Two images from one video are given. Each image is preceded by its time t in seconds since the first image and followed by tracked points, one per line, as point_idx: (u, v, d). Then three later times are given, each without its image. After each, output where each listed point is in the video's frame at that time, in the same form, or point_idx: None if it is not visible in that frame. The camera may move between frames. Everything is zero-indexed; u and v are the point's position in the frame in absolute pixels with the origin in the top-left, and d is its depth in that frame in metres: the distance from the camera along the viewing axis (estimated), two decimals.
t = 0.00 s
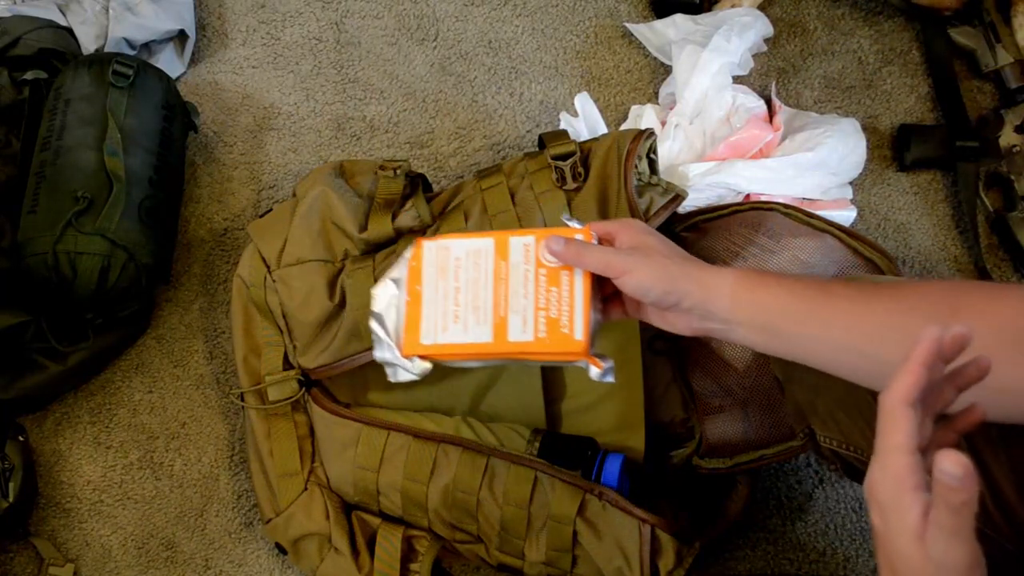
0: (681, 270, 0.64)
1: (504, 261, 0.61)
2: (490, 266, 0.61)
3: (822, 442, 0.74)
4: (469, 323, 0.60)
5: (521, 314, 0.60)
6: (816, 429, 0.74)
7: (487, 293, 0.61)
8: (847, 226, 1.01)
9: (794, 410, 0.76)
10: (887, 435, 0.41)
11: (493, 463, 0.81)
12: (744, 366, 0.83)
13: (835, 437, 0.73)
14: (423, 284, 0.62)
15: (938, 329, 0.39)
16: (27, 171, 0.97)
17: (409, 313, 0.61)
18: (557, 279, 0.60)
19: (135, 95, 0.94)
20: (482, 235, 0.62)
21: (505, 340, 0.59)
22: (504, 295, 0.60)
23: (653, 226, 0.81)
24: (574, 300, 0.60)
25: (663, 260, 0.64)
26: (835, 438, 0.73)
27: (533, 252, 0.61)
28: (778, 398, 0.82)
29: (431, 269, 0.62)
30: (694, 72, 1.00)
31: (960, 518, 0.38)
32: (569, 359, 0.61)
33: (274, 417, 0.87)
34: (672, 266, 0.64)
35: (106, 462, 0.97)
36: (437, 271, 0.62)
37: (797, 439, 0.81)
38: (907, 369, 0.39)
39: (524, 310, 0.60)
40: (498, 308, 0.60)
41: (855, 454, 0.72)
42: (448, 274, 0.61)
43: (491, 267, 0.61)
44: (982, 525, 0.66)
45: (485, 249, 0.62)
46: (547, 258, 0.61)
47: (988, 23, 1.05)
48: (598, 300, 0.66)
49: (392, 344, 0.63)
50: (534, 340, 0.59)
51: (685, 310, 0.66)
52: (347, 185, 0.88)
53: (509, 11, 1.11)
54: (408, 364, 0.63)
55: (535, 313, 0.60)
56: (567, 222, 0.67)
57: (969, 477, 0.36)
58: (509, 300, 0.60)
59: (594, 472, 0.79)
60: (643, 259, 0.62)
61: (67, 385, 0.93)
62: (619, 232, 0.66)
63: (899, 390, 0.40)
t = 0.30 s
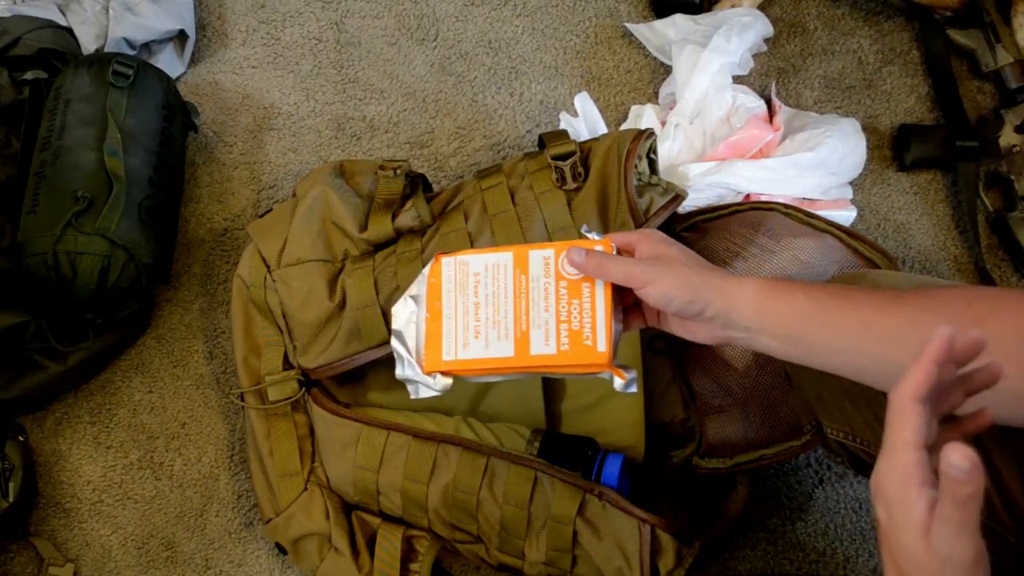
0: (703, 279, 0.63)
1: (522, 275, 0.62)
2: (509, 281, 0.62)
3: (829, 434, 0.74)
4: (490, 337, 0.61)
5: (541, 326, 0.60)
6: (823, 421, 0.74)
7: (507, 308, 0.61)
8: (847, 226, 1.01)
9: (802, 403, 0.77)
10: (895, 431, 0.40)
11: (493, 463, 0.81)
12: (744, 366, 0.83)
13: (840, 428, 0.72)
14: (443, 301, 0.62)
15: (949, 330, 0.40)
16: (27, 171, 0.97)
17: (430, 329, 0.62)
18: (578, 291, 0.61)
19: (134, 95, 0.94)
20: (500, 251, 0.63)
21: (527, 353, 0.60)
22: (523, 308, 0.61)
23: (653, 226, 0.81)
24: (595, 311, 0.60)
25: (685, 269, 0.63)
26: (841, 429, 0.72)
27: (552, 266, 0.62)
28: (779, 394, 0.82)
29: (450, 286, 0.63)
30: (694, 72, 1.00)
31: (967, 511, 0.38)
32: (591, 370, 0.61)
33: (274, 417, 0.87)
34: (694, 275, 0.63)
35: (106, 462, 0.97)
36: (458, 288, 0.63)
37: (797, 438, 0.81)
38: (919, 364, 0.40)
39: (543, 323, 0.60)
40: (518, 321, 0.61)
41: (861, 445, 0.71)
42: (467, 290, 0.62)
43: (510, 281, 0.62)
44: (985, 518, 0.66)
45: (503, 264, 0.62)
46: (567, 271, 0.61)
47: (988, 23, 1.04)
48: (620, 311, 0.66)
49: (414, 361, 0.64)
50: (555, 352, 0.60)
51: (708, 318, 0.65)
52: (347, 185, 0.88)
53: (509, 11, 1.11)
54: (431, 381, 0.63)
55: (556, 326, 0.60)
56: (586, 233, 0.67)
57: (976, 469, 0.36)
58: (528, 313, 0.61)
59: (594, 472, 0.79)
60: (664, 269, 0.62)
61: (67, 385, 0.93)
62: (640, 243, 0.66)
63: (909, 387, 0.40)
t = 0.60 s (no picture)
0: (710, 276, 0.62)
1: (525, 274, 0.62)
2: (512, 281, 0.62)
3: (834, 433, 0.74)
4: (494, 338, 0.61)
5: (546, 326, 0.60)
6: (828, 419, 0.74)
7: (511, 308, 0.61)
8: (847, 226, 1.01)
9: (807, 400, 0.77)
10: (917, 426, 0.40)
11: (492, 463, 0.80)
12: (744, 367, 0.83)
13: (845, 426, 0.72)
14: (446, 302, 0.62)
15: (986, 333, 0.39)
16: (27, 171, 0.97)
17: (433, 331, 0.62)
18: (581, 290, 0.61)
19: (134, 95, 0.94)
20: (502, 250, 0.63)
21: (532, 354, 0.60)
22: (527, 308, 0.61)
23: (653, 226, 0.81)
24: (600, 310, 0.60)
25: (690, 267, 0.62)
26: (846, 426, 0.72)
27: (555, 265, 0.62)
28: (780, 393, 0.82)
29: (452, 287, 0.63)
30: (694, 72, 1.00)
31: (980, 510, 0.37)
32: (597, 369, 0.61)
33: (274, 417, 0.87)
34: (700, 272, 0.62)
35: (106, 462, 0.97)
36: (460, 288, 0.63)
37: (797, 438, 0.82)
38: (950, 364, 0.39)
39: (548, 322, 0.60)
40: (522, 322, 0.61)
41: (866, 442, 0.71)
42: (470, 291, 0.62)
43: (513, 281, 0.62)
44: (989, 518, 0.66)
45: (506, 264, 0.63)
46: (570, 269, 0.61)
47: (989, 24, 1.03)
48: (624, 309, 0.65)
49: (417, 364, 0.63)
50: (561, 352, 0.60)
51: (714, 316, 0.64)
52: (347, 185, 0.88)
53: (509, 11, 1.11)
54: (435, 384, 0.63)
55: (561, 325, 0.60)
56: (588, 232, 0.67)
57: (990, 468, 0.35)
58: (533, 313, 0.61)
59: (594, 472, 0.79)
60: (669, 266, 0.61)
61: (67, 385, 0.93)
62: (644, 241, 0.66)
63: (937, 384, 0.39)
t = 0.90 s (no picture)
0: (709, 277, 0.62)
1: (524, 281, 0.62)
2: (511, 288, 0.62)
3: (834, 431, 0.74)
4: (496, 346, 0.61)
5: (547, 332, 0.61)
6: (827, 417, 0.74)
7: (512, 316, 0.61)
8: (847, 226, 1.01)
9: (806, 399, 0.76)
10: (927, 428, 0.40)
11: (492, 463, 0.80)
12: (744, 366, 0.83)
13: (846, 425, 0.72)
14: (446, 310, 0.62)
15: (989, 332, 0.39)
16: (27, 171, 0.97)
17: (434, 339, 0.62)
18: (581, 294, 0.61)
19: (134, 95, 0.94)
20: (501, 256, 0.63)
21: (533, 361, 0.60)
22: (528, 315, 0.61)
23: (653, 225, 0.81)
24: (600, 314, 0.61)
25: (689, 268, 0.62)
26: (846, 425, 0.72)
27: (554, 270, 0.62)
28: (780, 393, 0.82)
29: (452, 295, 0.62)
30: (694, 72, 1.01)
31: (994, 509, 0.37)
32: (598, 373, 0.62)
33: (274, 416, 0.87)
34: (699, 273, 0.62)
35: (106, 462, 0.97)
36: (460, 296, 0.62)
37: (797, 438, 0.82)
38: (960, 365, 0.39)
39: (549, 329, 0.61)
40: (523, 328, 0.61)
41: (866, 441, 0.71)
42: (470, 298, 0.62)
43: (513, 288, 0.62)
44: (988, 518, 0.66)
45: (505, 270, 0.62)
46: (570, 274, 0.61)
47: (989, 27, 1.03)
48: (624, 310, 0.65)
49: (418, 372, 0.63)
50: (563, 357, 0.60)
51: (713, 317, 0.64)
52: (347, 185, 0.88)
53: (509, 11, 1.11)
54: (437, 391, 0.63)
55: (562, 331, 0.60)
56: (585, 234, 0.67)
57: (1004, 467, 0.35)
58: (534, 319, 0.61)
59: (594, 472, 0.79)
60: (668, 267, 0.61)
61: (67, 385, 0.93)
62: (643, 242, 0.66)
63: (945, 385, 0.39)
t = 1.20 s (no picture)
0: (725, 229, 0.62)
1: (555, 188, 0.64)
2: (541, 189, 0.64)
3: (830, 436, 0.73)
4: (510, 240, 0.63)
5: (561, 239, 0.62)
6: (823, 422, 0.72)
7: (533, 216, 0.63)
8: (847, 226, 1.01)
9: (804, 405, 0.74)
10: (956, 441, 0.45)
11: (492, 464, 0.80)
12: (744, 367, 0.81)
13: (842, 429, 0.71)
14: (473, 196, 0.64)
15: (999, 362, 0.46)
16: (27, 171, 0.97)
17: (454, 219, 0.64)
18: (605, 215, 0.63)
19: (134, 95, 0.94)
20: (540, 162, 0.65)
21: (541, 261, 0.62)
22: (549, 219, 0.63)
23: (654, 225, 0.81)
24: (618, 238, 0.62)
25: (710, 215, 0.62)
26: (843, 430, 0.71)
27: (586, 187, 0.64)
28: (780, 394, 0.81)
29: (482, 184, 0.64)
30: (694, 71, 1.01)
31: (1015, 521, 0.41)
32: (597, 294, 0.63)
33: (274, 416, 0.87)
34: (716, 224, 0.62)
35: (106, 462, 0.97)
36: (491, 187, 0.64)
37: (798, 438, 0.81)
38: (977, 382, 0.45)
39: (562, 238, 0.62)
40: (539, 230, 0.63)
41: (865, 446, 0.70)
42: (499, 191, 0.64)
43: (541, 193, 0.64)
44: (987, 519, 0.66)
45: (540, 175, 0.64)
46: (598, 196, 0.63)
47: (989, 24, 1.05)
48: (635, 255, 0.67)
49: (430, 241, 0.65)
50: (568, 266, 0.62)
51: (715, 271, 0.65)
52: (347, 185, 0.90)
53: (509, 11, 1.11)
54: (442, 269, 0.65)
55: (575, 242, 0.62)
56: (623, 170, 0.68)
57: None
58: (553, 225, 0.63)
59: (594, 472, 0.80)
60: (688, 209, 0.61)
61: (67, 385, 0.93)
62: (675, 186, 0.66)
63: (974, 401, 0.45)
